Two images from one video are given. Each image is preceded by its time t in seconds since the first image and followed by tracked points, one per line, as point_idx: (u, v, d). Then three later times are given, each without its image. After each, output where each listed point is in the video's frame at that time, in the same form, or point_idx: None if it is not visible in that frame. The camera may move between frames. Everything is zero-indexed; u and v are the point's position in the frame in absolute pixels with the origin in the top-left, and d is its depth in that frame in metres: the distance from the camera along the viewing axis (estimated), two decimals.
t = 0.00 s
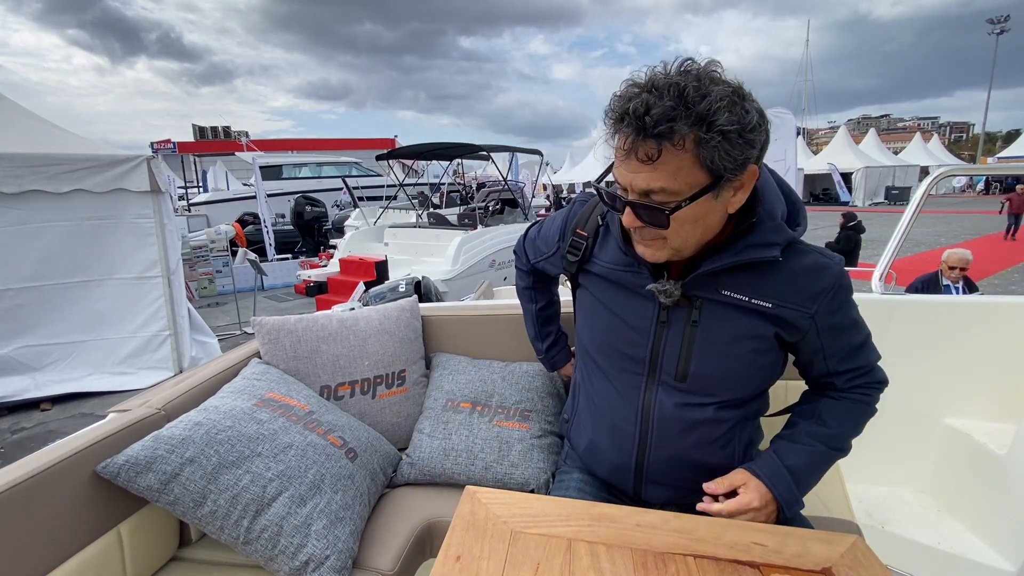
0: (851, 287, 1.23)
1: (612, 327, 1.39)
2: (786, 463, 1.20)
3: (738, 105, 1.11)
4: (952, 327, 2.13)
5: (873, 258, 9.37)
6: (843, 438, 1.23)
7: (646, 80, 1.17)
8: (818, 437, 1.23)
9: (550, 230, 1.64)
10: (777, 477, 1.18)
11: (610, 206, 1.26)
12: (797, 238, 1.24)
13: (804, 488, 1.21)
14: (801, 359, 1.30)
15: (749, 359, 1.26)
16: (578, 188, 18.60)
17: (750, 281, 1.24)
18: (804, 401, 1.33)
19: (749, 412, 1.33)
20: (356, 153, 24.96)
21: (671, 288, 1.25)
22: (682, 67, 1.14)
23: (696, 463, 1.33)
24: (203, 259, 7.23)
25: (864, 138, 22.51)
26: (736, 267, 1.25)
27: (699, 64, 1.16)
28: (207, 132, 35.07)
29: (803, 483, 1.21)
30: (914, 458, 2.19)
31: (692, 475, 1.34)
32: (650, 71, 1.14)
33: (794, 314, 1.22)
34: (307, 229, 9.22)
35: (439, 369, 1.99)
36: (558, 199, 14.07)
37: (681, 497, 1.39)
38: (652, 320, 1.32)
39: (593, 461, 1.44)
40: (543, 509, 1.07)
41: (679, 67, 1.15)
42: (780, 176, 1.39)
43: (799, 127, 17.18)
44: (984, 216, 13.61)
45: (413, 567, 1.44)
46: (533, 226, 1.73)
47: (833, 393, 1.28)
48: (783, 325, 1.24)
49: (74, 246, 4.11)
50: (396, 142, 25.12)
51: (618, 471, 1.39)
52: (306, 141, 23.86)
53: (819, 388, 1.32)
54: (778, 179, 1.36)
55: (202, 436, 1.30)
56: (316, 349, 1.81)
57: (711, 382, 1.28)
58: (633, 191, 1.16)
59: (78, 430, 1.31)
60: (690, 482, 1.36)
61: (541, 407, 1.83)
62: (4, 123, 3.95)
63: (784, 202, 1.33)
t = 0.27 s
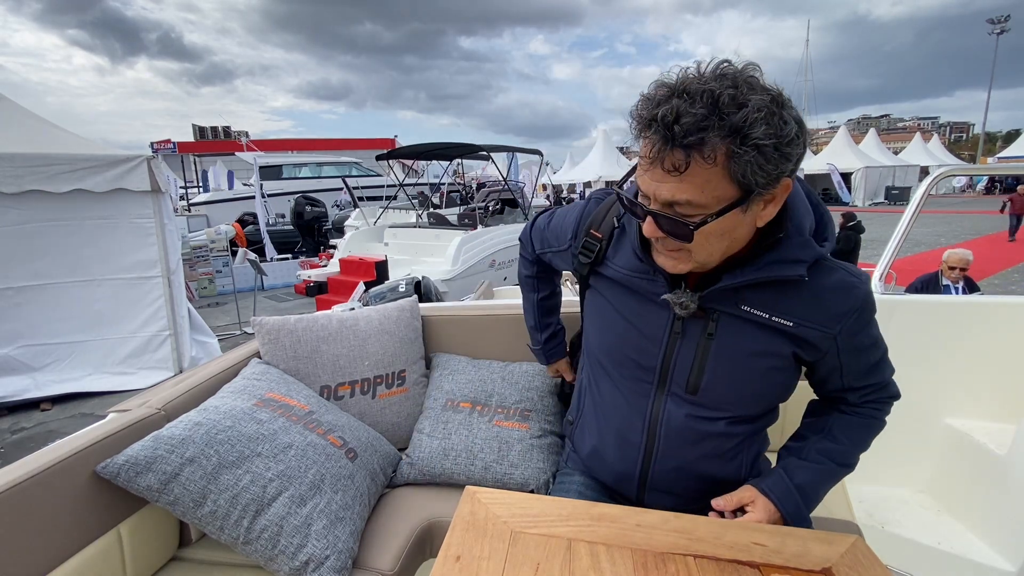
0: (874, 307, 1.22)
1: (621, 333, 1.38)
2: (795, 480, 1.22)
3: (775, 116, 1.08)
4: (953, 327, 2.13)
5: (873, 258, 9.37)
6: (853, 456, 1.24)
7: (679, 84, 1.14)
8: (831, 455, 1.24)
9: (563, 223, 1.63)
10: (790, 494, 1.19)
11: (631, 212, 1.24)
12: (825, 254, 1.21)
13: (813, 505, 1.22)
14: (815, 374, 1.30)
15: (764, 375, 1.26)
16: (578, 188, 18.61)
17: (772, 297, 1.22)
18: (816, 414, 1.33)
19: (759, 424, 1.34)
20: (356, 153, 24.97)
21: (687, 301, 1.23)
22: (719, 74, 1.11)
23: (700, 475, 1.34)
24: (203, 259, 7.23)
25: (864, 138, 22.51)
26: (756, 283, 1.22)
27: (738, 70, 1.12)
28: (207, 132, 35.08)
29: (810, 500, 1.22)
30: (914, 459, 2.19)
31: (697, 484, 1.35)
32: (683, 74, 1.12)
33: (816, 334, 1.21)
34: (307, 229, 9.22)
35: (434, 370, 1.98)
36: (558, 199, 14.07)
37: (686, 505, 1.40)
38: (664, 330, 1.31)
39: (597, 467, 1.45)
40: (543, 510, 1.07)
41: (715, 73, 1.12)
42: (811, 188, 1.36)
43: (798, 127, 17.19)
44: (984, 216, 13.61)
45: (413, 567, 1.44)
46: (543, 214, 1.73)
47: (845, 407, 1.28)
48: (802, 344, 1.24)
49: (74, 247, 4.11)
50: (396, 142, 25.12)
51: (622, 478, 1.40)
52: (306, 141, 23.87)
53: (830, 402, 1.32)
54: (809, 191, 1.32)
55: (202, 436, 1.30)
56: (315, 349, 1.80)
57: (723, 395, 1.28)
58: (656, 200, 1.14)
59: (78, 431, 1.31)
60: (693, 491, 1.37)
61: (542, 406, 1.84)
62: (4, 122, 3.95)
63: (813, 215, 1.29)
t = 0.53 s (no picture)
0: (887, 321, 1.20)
1: (627, 331, 1.39)
2: (788, 496, 1.21)
3: (773, 112, 1.08)
4: (953, 327, 2.13)
5: (873, 258, 9.38)
6: (851, 475, 1.23)
7: (679, 78, 1.15)
8: (829, 474, 1.23)
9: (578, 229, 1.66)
10: (778, 509, 1.20)
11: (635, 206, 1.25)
12: (835, 260, 1.20)
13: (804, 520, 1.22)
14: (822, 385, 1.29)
15: (768, 381, 1.25)
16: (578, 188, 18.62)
17: (778, 302, 1.22)
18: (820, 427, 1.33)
19: (763, 431, 1.33)
20: (356, 153, 24.97)
21: (688, 300, 1.24)
22: (718, 68, 1.11)
23: (703, 476, 1.34)
24: (203, 259, 7.23)
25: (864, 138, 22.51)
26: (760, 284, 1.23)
27: (738, 65, 1.13)
28: (207, 132, 35.08)
29: (804, 515, 1.21)
30: (914, 459, 2.19)
31: (699, 484, 1.35)
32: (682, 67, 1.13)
33: (822, 344, 1.19)
34: (307, 229, 9.22)
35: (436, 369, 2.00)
36: (558, 198, 14.08)
37: (687, 506, 1.40)
38: (670, 331, 1.31)
39: (599, 466, 1.45)
40: (543, 509, 1.07)
41: (716, 67, 1.13)
42: (822, 192, 1.36)
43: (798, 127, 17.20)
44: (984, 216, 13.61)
45: (413, 567, 1.44)
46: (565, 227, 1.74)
47: (852, 423, 1.27)
48: (807, 353, 1.23)
49: (74, 247, 4.11)
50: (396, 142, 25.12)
51: (624, 477, 1.40)
52: (307, 141, 23.88)
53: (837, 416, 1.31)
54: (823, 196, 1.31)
55: (208, 434, 1.29)
56: (313, 348, 1.80)
57: (727, 399, 1.27)
58: (655, 193, 1.15)
59: (78, 431, 1.31)
60: (695, 492, 1.37)
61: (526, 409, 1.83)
62: (3, 123, 3.94)
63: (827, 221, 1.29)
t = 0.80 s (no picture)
0: (875, 309, 1.23)
1: (625, 327, 1.40)
2: (781, 499, 1.22)
3: (764, 84, 1.19)
4: (953, 327, 2.13)
5: (873, 258, 9.38)
6: (844, 474, 1.25)
7: (675, 60, 1.25)
8: (819, 472, 1.25)
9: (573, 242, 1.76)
10: (773, 513, 1.20)
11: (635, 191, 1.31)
12: (822, 250, 1.24)
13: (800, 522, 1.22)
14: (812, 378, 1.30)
15: (762, 373, 1.26)
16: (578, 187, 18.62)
17: (767, 292, 1.25)
18: (810, 425, 1.34)
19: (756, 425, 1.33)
20: (356, 153, 24.98)
21: (682, 291, 1.27)
22: (711, 49, 1.22)
23: (701, 471, 1.34)
24: (202, 259, 7.23)
25: (864, 138, 22.51)
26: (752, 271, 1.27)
27: (726, 48, 1.24)
28: (207, 132, 35.07)
29: (798, 517, 1.22)
30: (914, 459, 2.19)
31: (697, 480, 1.35)
32: (679, 48, 1.23)
33: (811, 331, 1.22)
34: (307, 229, 9.22)
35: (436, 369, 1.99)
36: (558, 198, 14.08)
37: (684, 503, 1.40)
38: (664, 324, 1.33)
39: (598, 464, 1.45)
40: (543, 509, 1.07)
41: (707, 49, 1.23)
42: (804, 181, 1.43)
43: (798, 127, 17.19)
44: (984, 216, 13.61)
45: (413, 567, 1.44)
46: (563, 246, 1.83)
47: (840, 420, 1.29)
48: (798, 341, 1.24)
49: (74, 246, 4.11)
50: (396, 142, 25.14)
51: (622, 474, 1.40)
52: (307, 141, 23.87)
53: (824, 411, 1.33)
54: (809, 188, 1.37)
55: (207, 434, 1.29)
56: (313, 348, 1.80)
57: (724, 392, 1.27)
58: (660, 165, 1.21)
59: (78, 431, 1.31)
60: (693, 489, 1.37)
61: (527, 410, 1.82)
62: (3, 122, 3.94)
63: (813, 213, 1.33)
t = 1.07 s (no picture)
0: (871, 299, 1.23)
1: (628, 322, 1.42)
2: (780, 498, 1.21)
3: (755, 78, 1.22)
4: (953, 327, 2.13)
5: (873, 258, 9.38)
6: (844, 471, 1.24)
7: (667, 57, 1.27)
8: (817, 471, 1.25)
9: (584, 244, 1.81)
10: (773, 513, 1.20)
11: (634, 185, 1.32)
12: (814, 240, 1.27)
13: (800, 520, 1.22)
14: (810, 372, 1.31)
15: (759, 363, 1.26)
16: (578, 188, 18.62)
17: (762, 281, 1.27)
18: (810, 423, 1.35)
19: (758, 419, 1.33)
20: (357, 153, 24.99)
21: (678, 280, 1.30)
22: (703, 45, 1.25)
23: (702, 466, 1.33)
24: (203, 259, 7.23)
25: (864, 138, 22.51)
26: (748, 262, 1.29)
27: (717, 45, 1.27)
28: (207, 132, 35.08)
29: (797, 518, 1.21)
30: (914, 459, 2.19)
31: (697, 474, 1.35)
32: (672, 47, 1.25)
33: (807, 319, 1.23)
34: (307, 229, 9.22)
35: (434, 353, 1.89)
36: (558, 198, 14.09)
37: (685, 499, 1.39)
38: (663, 316, 1.35)
39: (599, 460, 1.45)
40: (543, 509, 1.07)
41: (700, 45, 1.26)
42: (802, 176, 1.44)
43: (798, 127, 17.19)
44: (984, 216, 13.61)
45: (413, 567, 1.44)
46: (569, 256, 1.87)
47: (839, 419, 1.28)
48: (795, 331, 1.25)
49: (74, 246, 4.11)
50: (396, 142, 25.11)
51: (623, 469, 1.39)
52: (307, 142, 23.88)
53: (823, 408, 1.34)
54: (803, 181, 1.39)
55: (192, 442, 1.29)
56: (314, 349, 1.80)
57: (722, 382, 1.28)
58: (657, 158, 1.23)
59: (78, 431, 1.31)
60: (695, 484, 1.37)
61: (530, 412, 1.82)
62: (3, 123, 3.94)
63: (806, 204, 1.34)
